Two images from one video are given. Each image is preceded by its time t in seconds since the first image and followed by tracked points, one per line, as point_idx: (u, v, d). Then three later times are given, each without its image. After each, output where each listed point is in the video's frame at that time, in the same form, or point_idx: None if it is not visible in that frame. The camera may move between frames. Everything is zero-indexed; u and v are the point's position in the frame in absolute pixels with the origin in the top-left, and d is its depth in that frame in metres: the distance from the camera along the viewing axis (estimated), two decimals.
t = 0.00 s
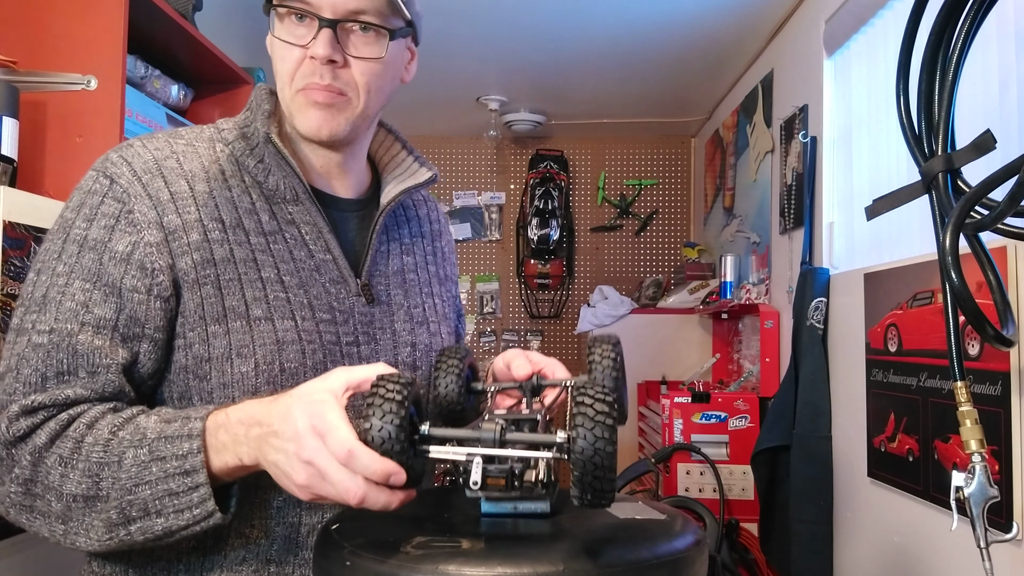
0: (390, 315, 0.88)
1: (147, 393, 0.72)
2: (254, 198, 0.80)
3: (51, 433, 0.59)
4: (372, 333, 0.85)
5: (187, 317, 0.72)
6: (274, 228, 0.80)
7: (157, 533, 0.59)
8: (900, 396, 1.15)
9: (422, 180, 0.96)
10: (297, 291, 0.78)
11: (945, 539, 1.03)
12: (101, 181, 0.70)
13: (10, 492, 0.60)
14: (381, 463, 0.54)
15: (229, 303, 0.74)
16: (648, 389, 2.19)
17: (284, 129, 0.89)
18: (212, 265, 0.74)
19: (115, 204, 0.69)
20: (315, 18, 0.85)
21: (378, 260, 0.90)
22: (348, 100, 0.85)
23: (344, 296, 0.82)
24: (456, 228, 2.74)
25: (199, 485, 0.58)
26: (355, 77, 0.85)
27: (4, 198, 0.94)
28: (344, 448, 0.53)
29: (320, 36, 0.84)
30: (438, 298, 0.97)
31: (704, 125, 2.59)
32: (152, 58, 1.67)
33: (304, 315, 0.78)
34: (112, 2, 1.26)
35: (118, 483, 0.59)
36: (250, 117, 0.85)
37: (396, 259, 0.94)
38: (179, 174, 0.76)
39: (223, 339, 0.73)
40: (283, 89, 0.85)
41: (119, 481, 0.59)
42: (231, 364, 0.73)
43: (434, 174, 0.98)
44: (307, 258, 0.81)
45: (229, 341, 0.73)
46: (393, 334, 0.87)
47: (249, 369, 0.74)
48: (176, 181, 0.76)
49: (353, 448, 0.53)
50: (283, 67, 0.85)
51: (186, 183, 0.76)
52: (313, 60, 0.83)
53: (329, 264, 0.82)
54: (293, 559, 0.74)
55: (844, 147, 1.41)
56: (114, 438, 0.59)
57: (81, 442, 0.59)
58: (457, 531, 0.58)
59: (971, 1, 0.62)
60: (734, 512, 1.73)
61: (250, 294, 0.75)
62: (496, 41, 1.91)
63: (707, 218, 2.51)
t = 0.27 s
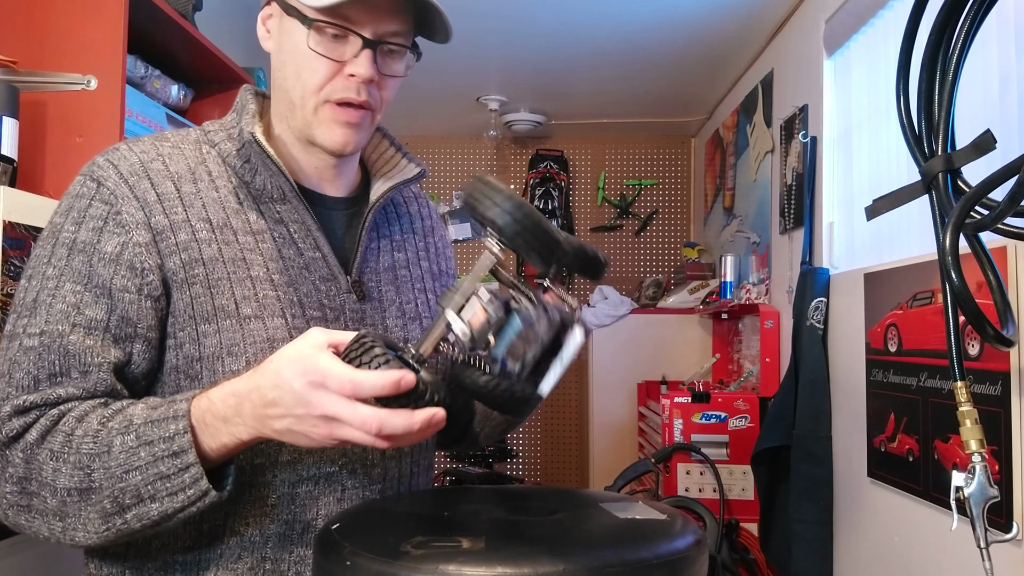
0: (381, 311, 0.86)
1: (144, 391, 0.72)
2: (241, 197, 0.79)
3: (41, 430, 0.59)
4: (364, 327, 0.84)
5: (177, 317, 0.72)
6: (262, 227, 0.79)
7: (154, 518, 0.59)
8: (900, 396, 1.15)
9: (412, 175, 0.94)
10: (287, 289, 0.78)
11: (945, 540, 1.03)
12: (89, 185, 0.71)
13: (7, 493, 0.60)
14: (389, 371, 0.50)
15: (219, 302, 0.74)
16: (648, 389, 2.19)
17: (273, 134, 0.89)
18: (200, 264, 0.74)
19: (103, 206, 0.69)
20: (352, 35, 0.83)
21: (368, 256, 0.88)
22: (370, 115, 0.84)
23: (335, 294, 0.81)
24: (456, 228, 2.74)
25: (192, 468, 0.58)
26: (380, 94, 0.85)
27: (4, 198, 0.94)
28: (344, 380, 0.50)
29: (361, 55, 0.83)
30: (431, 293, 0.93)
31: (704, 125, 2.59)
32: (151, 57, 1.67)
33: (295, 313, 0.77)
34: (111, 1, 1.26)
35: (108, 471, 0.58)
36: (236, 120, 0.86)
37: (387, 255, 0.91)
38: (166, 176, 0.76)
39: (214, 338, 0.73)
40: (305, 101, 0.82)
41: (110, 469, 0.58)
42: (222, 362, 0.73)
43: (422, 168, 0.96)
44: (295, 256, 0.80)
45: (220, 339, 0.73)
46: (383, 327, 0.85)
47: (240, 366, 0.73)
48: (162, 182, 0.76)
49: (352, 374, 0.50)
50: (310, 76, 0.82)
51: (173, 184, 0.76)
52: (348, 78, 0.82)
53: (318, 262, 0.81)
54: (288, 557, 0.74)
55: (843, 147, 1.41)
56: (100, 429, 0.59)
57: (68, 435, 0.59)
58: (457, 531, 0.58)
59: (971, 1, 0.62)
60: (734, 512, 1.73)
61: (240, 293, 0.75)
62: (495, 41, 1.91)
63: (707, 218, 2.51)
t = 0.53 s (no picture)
0: (377, 309, 0.87)
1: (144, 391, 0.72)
2: (237, 198, 0.80)
3: (38, 430, 0.58)
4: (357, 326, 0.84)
5: (175, 316, 0.72)
6: (257, 227, 0.80)
7: (140, 527, 0.57)
8: (900, 396, 1.15)
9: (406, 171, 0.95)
10: (283, 288, 0.78)
11: (946, 540, 1.03)
12: (85, 185, 0.71)
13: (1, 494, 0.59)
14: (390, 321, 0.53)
15: (217, 300, 0.74)
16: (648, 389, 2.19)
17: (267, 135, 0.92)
18: (197, 263, 0.74)
19: (100, 206, 0.70)
20: (370, 44, 0.87)
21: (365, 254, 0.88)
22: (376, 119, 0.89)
23: (331, 292, 0.82)
24: (457, 228, 2.74)
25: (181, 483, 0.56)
26: (386, 100, 0.89)
27: (4, 198, 0.94)
28: (345, 334, 0.51)
29: (375, 63, 0.87)
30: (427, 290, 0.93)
31: (704, 125, 2.59)
32: (151, 57, 1.67)
33: (291, 311, 0.78)
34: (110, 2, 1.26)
35: (99, 475, 0.57)
36: (231, 121, 0.87)
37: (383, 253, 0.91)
38: (162, 177, 0.77)
39: (212, 336, 0.73)
40: (315, 104, 0.85)
41: (100, 472, 0.57)
42: (219, 360, 0.73)
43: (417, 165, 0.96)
44: (291, 255, 0.80)
45: (218, 338, 0.74)
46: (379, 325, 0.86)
47: (236, 365, 0.74)
48: (157, 183, 0.76)
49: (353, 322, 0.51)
50: (323, 81, 0.85)
51: (169, 185, 0.77)
52: (361, 85, 0.86)
53: (313, 261, 0.82)
54: (289, 554, 0.74)
55: (844, 147, 1.41)
56: (94, 433, 0.58)
57: (62, 437, 0.58)
58: (458, 530, 0.57)
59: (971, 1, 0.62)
60: (734, 512, 1.73)
61: (236, 292, 0.75)
62: (495, 41, 1.91)
63: (707, 218, 2.51)
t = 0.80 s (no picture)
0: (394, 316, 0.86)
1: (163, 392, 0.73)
2: (257, 205, 0.80)
3: (63, 429, 0.57)
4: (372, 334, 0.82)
5: (189, 316, 0.72)
6: (275, 232, 0.79)
7: (140, 538, 0.57)
8: (900, 396, 1.15)
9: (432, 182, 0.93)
10: (295, 292, 0.77)
11: (946, 540, 1.03)
12: (114, 190, 0.71)
13: (17, 489, 0.59)
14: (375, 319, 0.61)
15: (228, 302, 0.74)
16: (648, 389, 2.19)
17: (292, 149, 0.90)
18: (212, 266, 0.74)
19: (128, 209, 0.70)
20: (393, 65, 0.84)
21: (382, 262, 0.87)
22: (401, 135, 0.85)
23: (345, 297, 0.80)
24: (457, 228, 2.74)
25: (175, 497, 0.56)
26: (411, 116, 0.86)
27: (4, 198, 0.94)
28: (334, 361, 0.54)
29: (398, 81, 0.84)
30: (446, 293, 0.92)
31: (704, 125, 2.59)
32: (151, 57, 1.67)
33: (301, 315, 0.77)
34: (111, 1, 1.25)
35: (110, 479, 0.56)
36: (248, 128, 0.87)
37: (403, 260, 0.90)
38: (185, 186, 0.76)
39: (220, 336, 0.73)
40: (342, 119, 0.82)
41: (112, 477, 0.56)
42: (227, 360, 0.73)
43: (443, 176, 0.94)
44: (307, 260, 0.79)
45: (226, 338, 0.73)
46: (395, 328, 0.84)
47: (244, 365, 0.73)
48: (182, 190, 0.76)
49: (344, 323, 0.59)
50: (347, 98, 0.82)
51: (191, 193, 0.76)
52: (385, 102, 0.83)
53: (329, 266, 0.80)
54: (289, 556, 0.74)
55: (844, 147, 1.41)
56: (113, 439, 0.57)
57: (83, 436, 0.57)
58: (456, 531, 0.57)
59: None
60: (734, 512, 1.73)
61: (248, 294, 0.75)
62: (495, 40, 1.91)
63: (706, 218, 2.51)
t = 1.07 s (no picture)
0: (457, 322, 0.81)
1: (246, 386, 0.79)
2: (337, 217, 0.81)
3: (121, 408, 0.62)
4: (436, 337, 0.79)
5: (264, 318, 0.76)
6: (349, 243, 0.80)
7: (144, 518, 0.58)
8: (900, 397, 1.15)
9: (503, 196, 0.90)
10: (361, 297, 0.78)
11: (946, 540, 1.02)
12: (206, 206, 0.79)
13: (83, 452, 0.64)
14: (390, 400, 0.59)
15: (297, 307, 0.76)
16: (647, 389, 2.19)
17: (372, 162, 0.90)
18: (286, 274, 0.77)
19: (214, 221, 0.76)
20: (442, 90, 0.82)
21: (450, 271, 0.83)
22: (459, 156, 0.83)
23: (410, 304, 0.79)
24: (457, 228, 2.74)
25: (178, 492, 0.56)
26: (468, 138, 0.83)
27: (4, 199, 0.94)
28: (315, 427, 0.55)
29: (447, 104, 0.81)
30: (520, 304, 0.86)
31: (704, 125, 2.59)
32: (151, 57, 1.67)
33: (365, 320, 0.77)
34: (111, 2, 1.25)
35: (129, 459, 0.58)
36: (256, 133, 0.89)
37: (474, 268, 0.85)
38: (271, 201, 0.80)
39: (290, 338, 0.76)
40: (400, 140, 0.82)
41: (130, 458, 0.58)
42: (293, 359, 0.75)
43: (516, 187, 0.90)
44: (376, 268, 0.79)
45: (295, 339, 0.76)
46: (458, 337, 0.81)
47: (307, 364, 0.75)
48: (267, 205, 0.80)
49: (358, 391, 0.59)
50: (403, 121, 0.82)
51: (275, 207, 0.80)
52: (436, 125, 0.81)
53: (397, 274, 0.80)
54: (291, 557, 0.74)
55: (843, 147, 1.41)
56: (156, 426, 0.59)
57: (130, 417, 0.61)
58: (454, 531, 0.57)
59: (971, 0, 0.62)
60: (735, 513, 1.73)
61: (316, 300, 0.77)
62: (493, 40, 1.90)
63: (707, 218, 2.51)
